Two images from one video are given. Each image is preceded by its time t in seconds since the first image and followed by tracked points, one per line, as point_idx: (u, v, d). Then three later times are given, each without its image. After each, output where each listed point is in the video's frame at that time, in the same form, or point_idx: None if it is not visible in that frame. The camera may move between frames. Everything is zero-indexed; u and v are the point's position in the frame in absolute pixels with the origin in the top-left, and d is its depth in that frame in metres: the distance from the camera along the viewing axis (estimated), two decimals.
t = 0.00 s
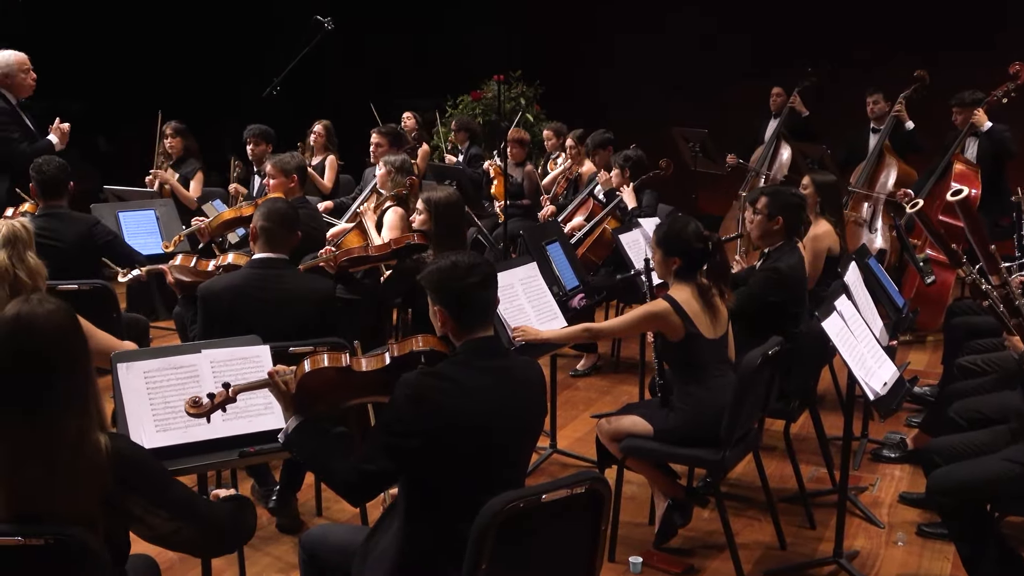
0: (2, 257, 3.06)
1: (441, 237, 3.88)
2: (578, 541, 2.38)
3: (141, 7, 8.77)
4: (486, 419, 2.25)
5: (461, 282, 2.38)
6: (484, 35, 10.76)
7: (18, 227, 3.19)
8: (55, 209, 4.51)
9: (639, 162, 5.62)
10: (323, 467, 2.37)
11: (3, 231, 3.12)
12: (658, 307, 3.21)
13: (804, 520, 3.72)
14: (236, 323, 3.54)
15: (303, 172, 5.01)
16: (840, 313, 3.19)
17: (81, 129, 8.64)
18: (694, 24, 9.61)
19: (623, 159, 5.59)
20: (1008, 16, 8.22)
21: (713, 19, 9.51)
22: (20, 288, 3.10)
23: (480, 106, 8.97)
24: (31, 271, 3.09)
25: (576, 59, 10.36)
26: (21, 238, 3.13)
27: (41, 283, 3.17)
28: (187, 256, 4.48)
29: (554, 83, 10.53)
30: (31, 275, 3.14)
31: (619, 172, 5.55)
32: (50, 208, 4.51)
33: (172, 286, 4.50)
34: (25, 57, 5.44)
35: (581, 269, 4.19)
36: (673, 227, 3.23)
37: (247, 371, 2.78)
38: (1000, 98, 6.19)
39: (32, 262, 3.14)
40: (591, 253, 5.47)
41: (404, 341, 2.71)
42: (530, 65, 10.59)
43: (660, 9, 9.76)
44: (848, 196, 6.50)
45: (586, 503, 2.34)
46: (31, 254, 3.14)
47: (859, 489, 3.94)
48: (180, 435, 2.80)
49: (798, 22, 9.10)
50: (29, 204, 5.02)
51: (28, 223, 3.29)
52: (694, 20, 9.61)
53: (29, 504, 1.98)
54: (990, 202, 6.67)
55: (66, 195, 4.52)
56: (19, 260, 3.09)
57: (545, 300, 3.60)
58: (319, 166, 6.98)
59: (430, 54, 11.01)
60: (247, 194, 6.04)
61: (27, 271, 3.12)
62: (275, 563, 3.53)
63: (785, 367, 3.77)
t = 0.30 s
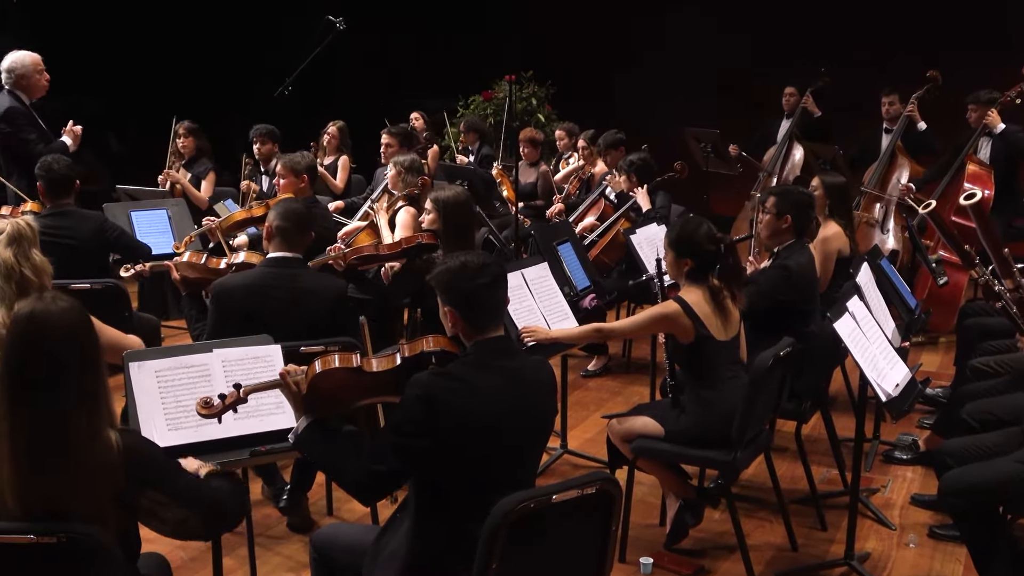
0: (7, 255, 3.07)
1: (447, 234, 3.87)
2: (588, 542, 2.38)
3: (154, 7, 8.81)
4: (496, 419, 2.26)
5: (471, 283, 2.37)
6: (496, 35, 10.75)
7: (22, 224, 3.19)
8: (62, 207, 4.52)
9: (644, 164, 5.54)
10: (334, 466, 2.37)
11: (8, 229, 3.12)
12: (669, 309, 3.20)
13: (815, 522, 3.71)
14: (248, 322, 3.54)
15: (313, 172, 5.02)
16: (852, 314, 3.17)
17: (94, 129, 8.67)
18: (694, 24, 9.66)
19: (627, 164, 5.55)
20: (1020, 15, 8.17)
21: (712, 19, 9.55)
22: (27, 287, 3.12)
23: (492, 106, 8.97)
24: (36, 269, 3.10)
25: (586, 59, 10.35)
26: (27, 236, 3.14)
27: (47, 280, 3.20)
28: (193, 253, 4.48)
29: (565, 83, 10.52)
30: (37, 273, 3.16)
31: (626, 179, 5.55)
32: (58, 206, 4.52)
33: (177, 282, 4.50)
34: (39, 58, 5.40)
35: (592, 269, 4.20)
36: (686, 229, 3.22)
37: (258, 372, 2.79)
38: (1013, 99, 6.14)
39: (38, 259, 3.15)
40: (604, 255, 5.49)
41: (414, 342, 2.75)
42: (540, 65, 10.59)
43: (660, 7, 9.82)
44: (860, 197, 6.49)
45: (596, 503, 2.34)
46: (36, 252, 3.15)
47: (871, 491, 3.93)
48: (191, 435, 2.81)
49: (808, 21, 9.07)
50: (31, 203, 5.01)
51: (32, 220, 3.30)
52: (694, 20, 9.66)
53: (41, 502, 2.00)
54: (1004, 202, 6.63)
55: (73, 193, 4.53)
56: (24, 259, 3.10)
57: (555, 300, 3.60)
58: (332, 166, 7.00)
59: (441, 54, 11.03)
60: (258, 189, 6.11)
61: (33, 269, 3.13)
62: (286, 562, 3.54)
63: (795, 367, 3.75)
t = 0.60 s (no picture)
0: (18, 253, 3.05)
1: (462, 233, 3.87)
2: (600, 542, 2.38)
3: (168, 7, 8.84)
4: (508, 419, 2.26)
5: (483, 284, 2.37)
6: (506, 36, 10.78)
7: (31, 222, 3.18)
8: (77, 205, 4.55)
9: (652, 168, 5.52)
10: (346, 465, 2.37)
11: (17, 227, 3.11)
12: (690, 308, 3.20)
13: (827, 523, 3.70)
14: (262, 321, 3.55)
15: (323, 172, 5.02)
16: (865, 315, 3.17)
17: (107, 128, 8.68)
18: (693, 24, 9.73)
19: (634, 168, 5.52)
20: None
21: (711, 19, 9.62)
22: (38, 285, 3.11)
23: (504, 106, 8.98)
24: (48, 267, 3.09)
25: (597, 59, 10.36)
26: (36, 234, 3.12)
27: (57, 278, 3.18)
28: (204, 255, 4.44)
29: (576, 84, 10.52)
30: (47, 271, 3.14)
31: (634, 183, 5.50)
32: (73, 204, 4.55)
33: (186, 286, 4.43)
34: (62, 63, 5.38)
35: (605, 269, 4.21)
36: (703, 229, 3.21)
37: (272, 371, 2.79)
38: None
39: (47, 257, 3.14)
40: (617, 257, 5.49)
41: (426, 343, 2.71)
42: (551, 66, 10.59)
43: (661, 7, 9.88)
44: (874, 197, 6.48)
45: (608, 504, 2.34)
46: (46, 250, 3.13)
47: (883, 492, 3.92)
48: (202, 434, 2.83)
49: (818, 22, 9.07)
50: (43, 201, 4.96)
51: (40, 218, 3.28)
52: (693, 20, 9.73)
53: (57, 501, 2.00)
54: (1016, 204, 6.61)
55: (88, 191, 4.58)
56: (34, 257, 3.08)
57: (567, 300, 3.60)
58: (345, 166, 7.01)
59: (452, 55, 11.06)
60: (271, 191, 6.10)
61: (44, 267, 3.11)
62: (297, 561, 3.54)
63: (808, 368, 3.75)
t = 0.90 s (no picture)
0: (23, 253, 3.05)
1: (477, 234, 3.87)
2: (610, 543, 2.38)
3: (179, 7, 8.86)
4: (517, 420, 2.25)
5: (493, 286, 2.37)
6: (511, 35, 10.82)
7: (36, 222, 3.18)
8: (94, 203, 4.54)
9: (662, 168, 5.60)
10: (356, 465, 2.37)
11: (22, 227, 3.12)
12: (712, 308, 3.17)
13: (838, 525, 3.69)
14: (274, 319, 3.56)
15: (333, 172, 5.04)
16: (877, 316, 3.16)
17: (119, 128, 8.70)
18: (692, 24, 9.79)
19: (644, 169, 5.61)
20: None
21: (716, 19, 9.65)
22: (44, 284, 3.10)
23: (515, 106, 8.97)
24: (53, 265, 3.09)
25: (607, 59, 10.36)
26: (41, 234, 3.13)
27: (62, 278, 3.18)
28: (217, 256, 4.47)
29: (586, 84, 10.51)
30: (52, 270, 3.14)
31: (644, 183, 5.62)
32: (90, 201, 4.54)
33: (198, 287, 4.47)
34: (76, 62, 5.37)
35: (616, 270, 4.18)
36: (725, 229, 3.25)
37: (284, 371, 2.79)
38: None
39: (53, 256, 3.14)
40: (627, 257, 5.47)
41: (435, 345, 2.72)
42: (562, 65, 10.60)
43: (670, 6, 9.90)
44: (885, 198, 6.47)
45: (618, 504, 2.34)
46: (51, 249, 3.14)
47: (894, 494, 3.91)
48: (212, 432, 2.84)
49: (828, 22, 9.05)
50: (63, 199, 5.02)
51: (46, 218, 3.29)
52: (697, 19, 9.77)
53: (69, 500, 2.01)
54: None
55: (107, 190, 4.57)
56: (40, 256, 3.08)
57: (577, 301, 3.60)
58: (357, 167, 7.02)
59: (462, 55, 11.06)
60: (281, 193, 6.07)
61: (49, 266, 3.12)
62: (307, 560, 3.55)
63: (819, 369, 3.73)
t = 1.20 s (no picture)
0: (26, 254, 3.04)
1: (490, 236, 3.86)
2: (621, 543, 2.37)
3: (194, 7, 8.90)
4: (528, 422, 2.25)
5: (503, 288, 2.35)
6: (524, 35, 10.82)
7: (38, 222, 3.19)
8: (113, 202, 4.58)
9: (673, 168, 5.57)
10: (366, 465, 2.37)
11: (24, 228, 3.12)
12: (736, 309, 3.17)
13: (850, 526, 3.68)
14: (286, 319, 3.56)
15: (346, 170, 5.04)
16: (890, 318, 3.14)
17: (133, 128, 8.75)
18: (702, 24, 9.81)
19: (657, 168, 5.56)
20: None
21: (727, 19, 9.66)
22: (50, 285, 3.10)
23: (528, 106, 8.97)
24: (55, 265, 3.07)
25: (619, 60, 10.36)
26: (43, 234, 3.13)
27: (69, 277, 3.16)
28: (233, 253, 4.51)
29: (598, 84, 10.51)
30: (57, 270, 3.12)
31: (657, 183, 5.55)
32: (108, 200, 4.58)
33: (215, 284, 4.52)
34: (90, 61, 5.38)
35: (627, 271, 4.18)
36: (748, 230, 3.25)
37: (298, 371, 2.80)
38: None
39: (57, 256, 3.13)
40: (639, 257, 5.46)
41: (446, 347, 2.72)
42: (574, 66, 10.60)
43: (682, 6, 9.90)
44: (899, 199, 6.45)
45: (630, 504, 2.34)
46: (55, 249, 3.13)
47: (907, 495, 3.90)
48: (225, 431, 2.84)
49: (841, 22, 9.04)
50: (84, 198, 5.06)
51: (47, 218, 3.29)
52: (709, 20, 9.77)
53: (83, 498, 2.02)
54: None
55: (128, 191, 4.61)
56: (43, 256, 3.08)
57: (590, 301, 3.60)
58: (370, 167, 7.03)
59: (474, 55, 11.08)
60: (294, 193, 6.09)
61: (53, 266, 3.10)
62: (319, 559, 3.55)
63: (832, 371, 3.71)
